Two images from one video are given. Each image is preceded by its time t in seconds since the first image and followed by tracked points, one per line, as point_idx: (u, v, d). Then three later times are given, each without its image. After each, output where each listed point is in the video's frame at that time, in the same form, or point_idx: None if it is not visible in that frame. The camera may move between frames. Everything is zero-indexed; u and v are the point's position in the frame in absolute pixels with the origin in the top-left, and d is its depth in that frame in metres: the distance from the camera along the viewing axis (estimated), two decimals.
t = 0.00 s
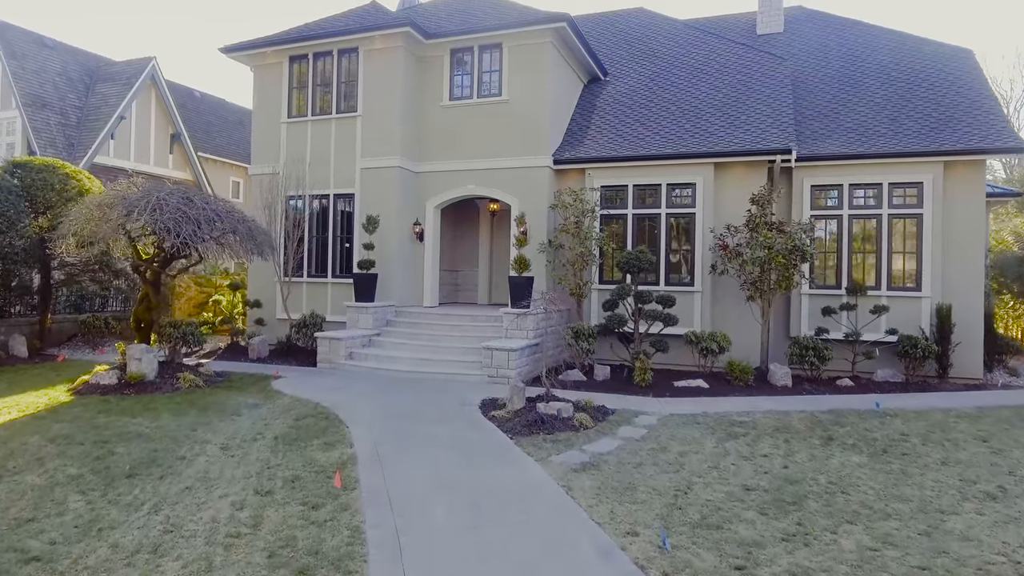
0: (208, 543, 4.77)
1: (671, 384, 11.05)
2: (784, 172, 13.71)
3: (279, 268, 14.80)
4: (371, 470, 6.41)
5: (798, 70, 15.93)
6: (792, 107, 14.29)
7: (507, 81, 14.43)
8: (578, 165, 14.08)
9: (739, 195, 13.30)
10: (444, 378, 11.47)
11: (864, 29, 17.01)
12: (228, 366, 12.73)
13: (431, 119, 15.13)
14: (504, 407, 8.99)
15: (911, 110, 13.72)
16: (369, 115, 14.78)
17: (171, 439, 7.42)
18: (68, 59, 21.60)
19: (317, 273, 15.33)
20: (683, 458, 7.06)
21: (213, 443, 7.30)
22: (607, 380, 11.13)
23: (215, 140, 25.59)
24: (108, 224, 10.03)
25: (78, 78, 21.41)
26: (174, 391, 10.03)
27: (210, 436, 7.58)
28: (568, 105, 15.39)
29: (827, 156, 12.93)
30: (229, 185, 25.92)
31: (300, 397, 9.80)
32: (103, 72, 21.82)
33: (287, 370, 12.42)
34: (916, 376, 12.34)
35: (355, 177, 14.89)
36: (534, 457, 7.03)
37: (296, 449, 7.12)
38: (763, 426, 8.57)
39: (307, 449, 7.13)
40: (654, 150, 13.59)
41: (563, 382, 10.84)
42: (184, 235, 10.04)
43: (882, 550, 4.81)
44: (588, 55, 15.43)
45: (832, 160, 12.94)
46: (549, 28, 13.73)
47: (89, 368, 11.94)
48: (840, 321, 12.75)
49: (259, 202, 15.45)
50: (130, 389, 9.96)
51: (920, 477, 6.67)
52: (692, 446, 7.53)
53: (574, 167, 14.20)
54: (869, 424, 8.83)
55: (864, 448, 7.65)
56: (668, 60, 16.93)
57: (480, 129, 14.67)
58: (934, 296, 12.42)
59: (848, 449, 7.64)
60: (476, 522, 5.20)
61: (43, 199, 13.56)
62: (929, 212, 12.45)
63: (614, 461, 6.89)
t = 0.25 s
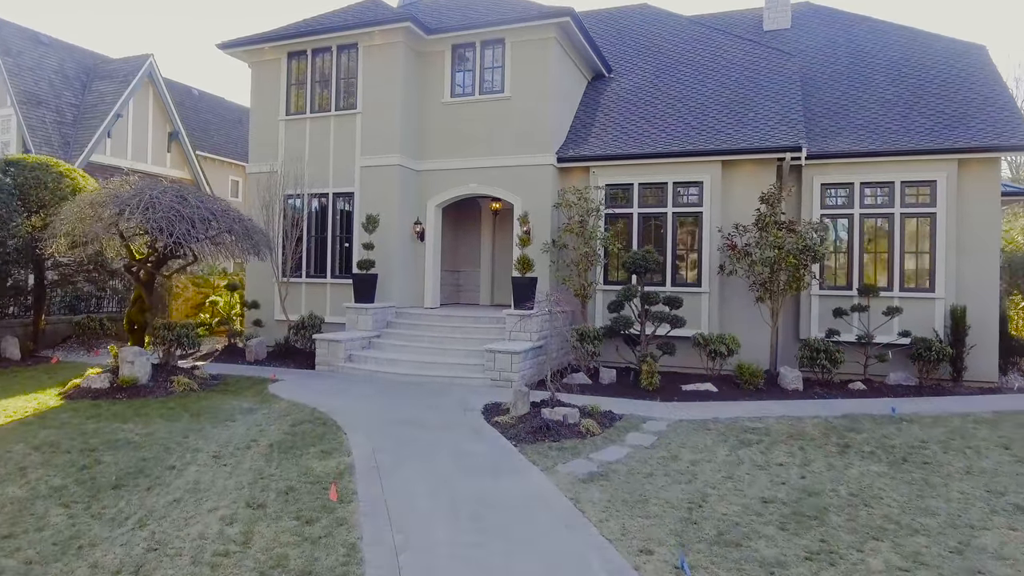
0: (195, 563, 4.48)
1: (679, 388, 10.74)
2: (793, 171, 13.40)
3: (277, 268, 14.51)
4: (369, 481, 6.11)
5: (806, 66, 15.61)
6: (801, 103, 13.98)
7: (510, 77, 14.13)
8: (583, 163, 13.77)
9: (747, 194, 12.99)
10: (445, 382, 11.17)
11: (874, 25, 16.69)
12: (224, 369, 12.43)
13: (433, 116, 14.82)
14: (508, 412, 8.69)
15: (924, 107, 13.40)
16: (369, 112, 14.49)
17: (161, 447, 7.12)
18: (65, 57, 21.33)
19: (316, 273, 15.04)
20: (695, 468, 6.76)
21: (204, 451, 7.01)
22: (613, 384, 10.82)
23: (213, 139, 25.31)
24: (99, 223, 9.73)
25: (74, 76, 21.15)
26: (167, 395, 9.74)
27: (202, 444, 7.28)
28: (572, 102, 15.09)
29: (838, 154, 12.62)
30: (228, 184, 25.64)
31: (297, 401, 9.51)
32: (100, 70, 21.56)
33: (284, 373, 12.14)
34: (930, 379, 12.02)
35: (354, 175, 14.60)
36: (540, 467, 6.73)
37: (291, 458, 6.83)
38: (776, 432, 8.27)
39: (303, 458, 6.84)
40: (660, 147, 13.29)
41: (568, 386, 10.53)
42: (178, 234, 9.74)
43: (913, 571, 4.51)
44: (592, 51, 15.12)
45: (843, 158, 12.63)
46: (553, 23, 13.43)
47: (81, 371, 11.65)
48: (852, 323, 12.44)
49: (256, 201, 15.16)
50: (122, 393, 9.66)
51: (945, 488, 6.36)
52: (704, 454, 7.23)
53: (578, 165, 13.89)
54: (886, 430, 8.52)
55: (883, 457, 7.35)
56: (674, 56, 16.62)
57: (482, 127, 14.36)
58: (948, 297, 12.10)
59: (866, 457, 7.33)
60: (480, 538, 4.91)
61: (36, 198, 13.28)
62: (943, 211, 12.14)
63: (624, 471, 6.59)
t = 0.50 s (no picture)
0: None
1: (686, 392, 10.43)
2: (802, 168, 13.09)
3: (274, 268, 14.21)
4: (367, 493, 5.80)
5: (814, 62, 15.30)
6: (810, 100, 13.67)
7: (512, 74, 13.82)
8: (587, 161, 13.46)
9: (756, 192, 12.68)
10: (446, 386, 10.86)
11: (882, 20, 16.38)
12: (220, 371, 12.13)
13: (433, 114, 14.52)
14: (511, 418, 8.37)
15: (936, 104, 13.09)
16: (368, 109, 14.18)
17: (149, 456, 6.81)
18: (60, 54, 21.02)
19: (314, 273, 14.73)
20: (709, 479, 6.44)
21: (195, 461, 6.70)
22: (619, 387, 10.49)
23: (211, 137, 25.00)
24: (88, 221, 9.41)
25: (69, 74, 20.84)
26: (159, 399, 9.43)
27: (192, 452, 6.97)
28: (575, 99, 14.78)
29: (849, 151, 12.31)
30: (226, 183, 25.33)
31: (293, 406, 9.21)
32: (96, 68, 21.26)
33: (281, 376, 11.82)
34: (944, 382, 11.70)
35: (353, 173, 14.29)
36: (546, 477, 6.41)
37: (286, 467, 6.52)
38: (790, 439, 7.95)
39: (297, 468, 6.52)
40: (666, 145, 12.98)
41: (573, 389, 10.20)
42: (169, 233, 9.41)
43: None
44: (596, 47, 14.82)
45: (854, 155, 12.31)
46: (556, 17, 13.12)
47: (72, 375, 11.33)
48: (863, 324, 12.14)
49: (253, 200, 14.85)
50: (112, 397, 9.35)
51: (973, 500, 6.04)
52: (717, 464, 6.91)
53: (582, 163, 13.58)
54: (904, 437, 8.20)
55: (904, 466, 7.03)
56: (679, 52, 16.30)
57: (484, 124, 14.05)
58: (961, 298, 11.79)
59: (886, 466, 7.01)
60: (485, 557, 4.59)
61: (27, 196, 12.96)
62: (956, 210, 11.82)
63: (634, 482, 6.27)
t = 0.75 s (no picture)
0: None
1: (696, 396, 10.10)
2: (813, 166, 12.76)
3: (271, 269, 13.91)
4: (365, 506, 5.48)
5: (824, 58, 14.97)
6: (820, 96, 13.34)
7: (515, 69, 13.50)
8: (591, 158, 13.16)
9: (765, 190, 12.35)
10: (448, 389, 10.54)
11: (892, 15, 16.05)
12: (215, 374, 11.82)
13: (434, 110, 14.20)
14: (516, 425, 8.05)
15: (949, 100, 12.77)
16: (368, 106, 13.88)
17: (137, 465, 6.50)
18: (56, 51, 20.75)
19: (313, 273, 14.42)
20: (725, 490, 6.11)
21: (185, 470, 6.39)
22: (626, 392, 10.16)
23: (210, 135, 24.71)
24: (78, 220, 9.10)
25: (65, 71, 20.56)
26: (151, 404, 9.12)
27: (183, 461, 6.65)
28: (579, 95, 14.46)
29: (861, 148, 11.98)
30: (225, 182, 25.04)
31: (289, 411, 8.89)
32: (93, 65, 20.99)
33: (278, 379, 11.51)
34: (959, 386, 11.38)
35: (353, 171, 13.99)
36: (554, 488, 6.09)
37: (280, 478, 6.21)
38: (807, 447, 7.62)
39: (292, 478, 6.21)
40: (674, 142, 12.66)
41: (579, 393, 9.88)
42: (161, 232, 9.09)
43: None
44: (601, 42, 14.50)
45: (866, 152, 11.99)
46: (560, 11, 12.80)
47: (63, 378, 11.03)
48: (876, 326, 11.81)
49: (251, 199, 14.54)
50: (103, 402, 9.05)
51: (1005, 513, 5.72)
52: (732, 473, 6.60)
53: (586, 161, 13.27)
54: (925, 444, 7.87)
55: (929, 476, 6.70)
56: (685, 48, 15.98)
57: (486, 121, 13.74)
58: (978, 299, 11.46)
59: (910, 476, 6.69)
60: None
61: (18, 194, 12.64)
62: (972, 208, 11.49)
63: (647, 494, 5.95)
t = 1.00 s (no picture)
0: None
1: (705, 399, 9.79)
2: (824, 163, 12.44)
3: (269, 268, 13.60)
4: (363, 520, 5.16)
5: (833, 52, 14.64)
6: (830, 91, 13.02)
7: (518, 64, 13.17)
8: (596, 155, 12.84)
9: (775, 188, 12.04)
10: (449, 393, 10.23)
11: (903, 10, 15.71)
12: (210, 377, 11.50)
13: (435, 106, 13.88)
14: (520, 431, 7.72)
15: (964, 95, 12.44)
16: (368, 101, 13.56)
17: (123, 475, 6.18)
18: (51, 48, 20.45)
19: (311, 273, 14.10)
20: (743, 502, 5.80)
21: (174, 480, 6.07)
22: (634, 395, 9.85)
23: (208, 134, 24.41)
24: (66, 218, 8.78)
25: (60, 68, 20.26)
26: (143, 408, 8.80)
27: (172, 470, 6.33)
28: (584, 91, 14.15)
29: (874, 145, 11.66)
30: (223, 181, 24.75)
31: (286, 416, 8.58)
32: (88, 62, 20.70)
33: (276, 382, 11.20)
34: (976, 389, 11.05)
35: (352, 169, 13.67)
36: (563, 499, 5.78)
37: (274, 489, 5.89)
38: (825, 454, 7.30)
39: (287, 490, 5.89)
40: (681, 138, 12.35)
41: (585, 397, 9.56)
42: (153, 230, 8.78)
43: None
44: (606, 36, 14.17)
45: (879, 149, 11.67)
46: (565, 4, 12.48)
47: (53, 381, 10.70)
48: (890, 327, 11.49)
49: (247, 197, 14.22)
50: (92, 406, 8.73)
51: None
52: (749, 483, 6.28)
53: (591, 158, 12.95)
54: (948, 451, 7.55)
55: (955, 486, 6.38)
56: (691, 42, 15.66)
57: (489, 117, 13.41)
58: (994, 300, 11.14)
59: (936, 486, 6.37)
60: None
61: (8, 192, 12.29)
62: (988, 206, 11.16)
63: (661, 506, 5.63)
